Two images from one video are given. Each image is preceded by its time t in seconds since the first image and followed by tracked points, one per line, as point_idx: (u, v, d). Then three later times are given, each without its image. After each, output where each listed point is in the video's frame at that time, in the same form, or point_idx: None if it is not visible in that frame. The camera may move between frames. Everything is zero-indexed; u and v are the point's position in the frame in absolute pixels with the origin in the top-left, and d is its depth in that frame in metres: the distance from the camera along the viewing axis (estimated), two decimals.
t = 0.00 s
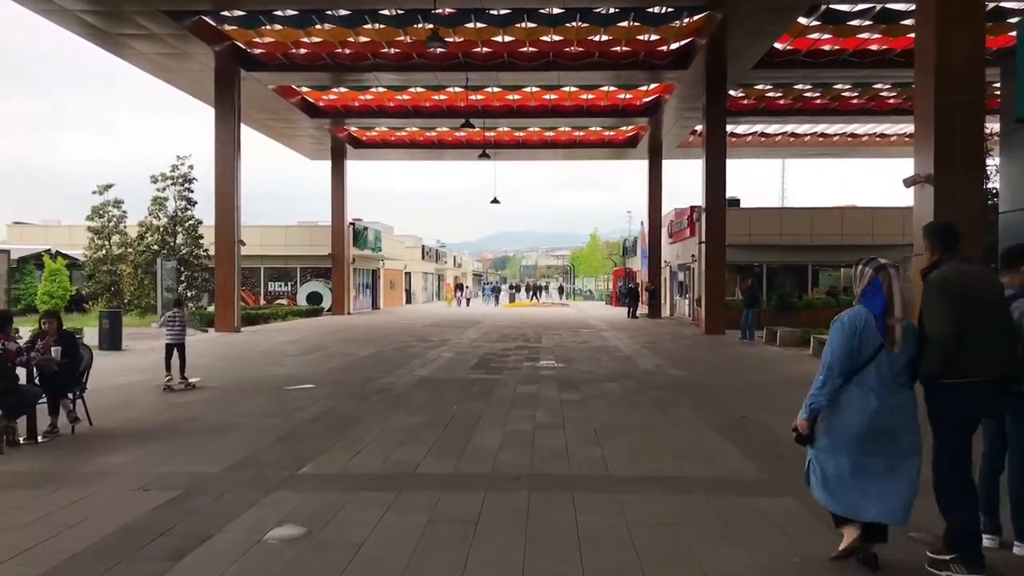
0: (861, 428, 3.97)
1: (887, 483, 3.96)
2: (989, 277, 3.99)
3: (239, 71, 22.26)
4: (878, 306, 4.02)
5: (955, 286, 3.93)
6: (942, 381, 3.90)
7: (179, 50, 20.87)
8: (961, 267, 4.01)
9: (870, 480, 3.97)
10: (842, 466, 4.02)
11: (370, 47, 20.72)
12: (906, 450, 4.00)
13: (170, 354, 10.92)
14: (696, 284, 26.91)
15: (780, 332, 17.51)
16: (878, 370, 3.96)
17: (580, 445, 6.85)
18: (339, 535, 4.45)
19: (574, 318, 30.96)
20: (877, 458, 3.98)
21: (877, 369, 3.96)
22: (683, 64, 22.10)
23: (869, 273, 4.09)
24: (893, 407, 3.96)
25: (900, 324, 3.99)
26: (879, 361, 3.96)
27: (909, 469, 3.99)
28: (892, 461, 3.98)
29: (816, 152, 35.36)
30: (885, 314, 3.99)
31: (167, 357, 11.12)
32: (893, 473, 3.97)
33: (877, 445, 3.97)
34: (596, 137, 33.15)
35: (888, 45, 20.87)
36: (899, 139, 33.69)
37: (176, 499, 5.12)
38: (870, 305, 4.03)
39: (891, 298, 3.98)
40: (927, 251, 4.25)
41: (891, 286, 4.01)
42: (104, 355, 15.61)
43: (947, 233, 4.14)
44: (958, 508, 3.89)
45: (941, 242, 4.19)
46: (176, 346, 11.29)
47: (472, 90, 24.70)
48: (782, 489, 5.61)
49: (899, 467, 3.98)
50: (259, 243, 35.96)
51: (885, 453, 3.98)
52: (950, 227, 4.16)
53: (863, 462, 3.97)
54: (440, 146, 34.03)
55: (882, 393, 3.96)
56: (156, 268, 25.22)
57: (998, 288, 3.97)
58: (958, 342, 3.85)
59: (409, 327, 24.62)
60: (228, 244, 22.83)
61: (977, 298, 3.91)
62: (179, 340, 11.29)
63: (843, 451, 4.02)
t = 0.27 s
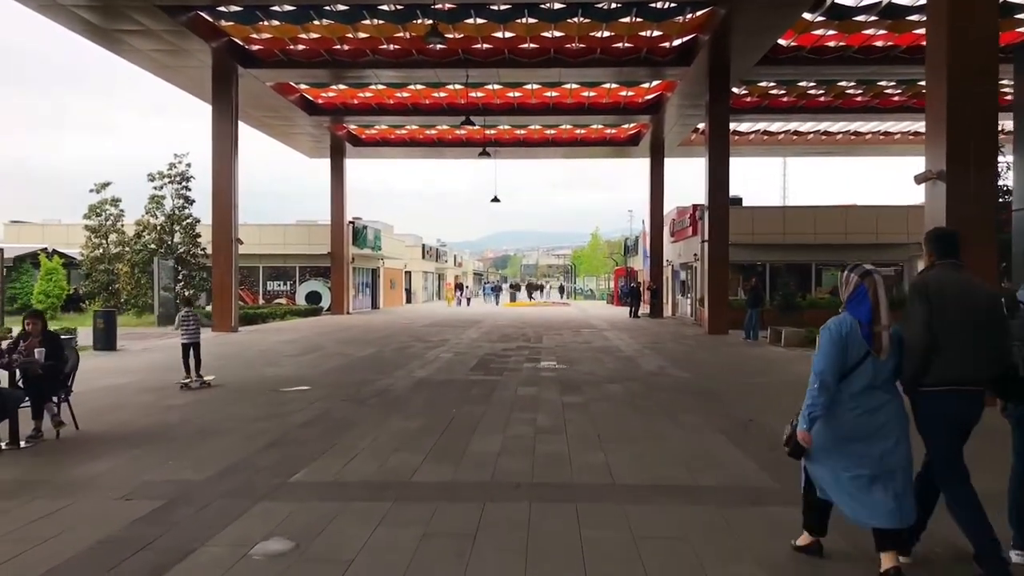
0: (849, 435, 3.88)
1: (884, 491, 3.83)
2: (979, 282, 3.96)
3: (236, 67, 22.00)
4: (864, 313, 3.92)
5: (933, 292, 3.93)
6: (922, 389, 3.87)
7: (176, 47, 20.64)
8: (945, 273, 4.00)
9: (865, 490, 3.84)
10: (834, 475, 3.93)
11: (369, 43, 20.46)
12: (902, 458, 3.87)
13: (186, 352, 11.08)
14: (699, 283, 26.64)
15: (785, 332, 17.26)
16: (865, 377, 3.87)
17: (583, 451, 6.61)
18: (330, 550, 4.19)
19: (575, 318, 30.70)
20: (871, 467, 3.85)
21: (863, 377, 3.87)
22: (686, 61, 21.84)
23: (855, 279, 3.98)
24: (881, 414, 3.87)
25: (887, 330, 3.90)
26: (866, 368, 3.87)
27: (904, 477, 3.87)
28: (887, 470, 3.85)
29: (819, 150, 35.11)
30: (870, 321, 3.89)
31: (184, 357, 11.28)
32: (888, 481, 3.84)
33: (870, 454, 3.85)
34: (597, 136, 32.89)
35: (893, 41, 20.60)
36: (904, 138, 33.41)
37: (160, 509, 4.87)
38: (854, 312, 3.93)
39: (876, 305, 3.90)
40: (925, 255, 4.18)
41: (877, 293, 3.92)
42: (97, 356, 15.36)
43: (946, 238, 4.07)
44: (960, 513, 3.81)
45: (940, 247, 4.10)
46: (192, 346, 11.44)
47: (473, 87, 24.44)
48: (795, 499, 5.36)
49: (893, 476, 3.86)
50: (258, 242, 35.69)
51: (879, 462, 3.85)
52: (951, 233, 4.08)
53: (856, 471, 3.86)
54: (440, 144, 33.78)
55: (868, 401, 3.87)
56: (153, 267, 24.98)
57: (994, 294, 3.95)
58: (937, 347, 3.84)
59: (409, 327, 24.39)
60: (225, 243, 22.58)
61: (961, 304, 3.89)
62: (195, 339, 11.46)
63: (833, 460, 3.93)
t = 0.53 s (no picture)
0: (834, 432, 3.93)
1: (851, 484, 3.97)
2: (969, 281, 4.03)
3: (234, 66, 21.79)
4: (845, 310, 3.98)
5: (916, 289, 4.06)
6: (904, 383, 4.00)
7: (173, 46, 20.46)
8: (933, 270, 4.10)
9: (834, 484, 3.95)
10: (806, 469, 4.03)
11: (367, 41, 20.25)
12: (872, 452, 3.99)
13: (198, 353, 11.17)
14: (701, 284, 26.39)
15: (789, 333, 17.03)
16: (842, 374, 3.95)
17: (585, 458, 6.39)
18: (319, 567, 3.98)
19: (575, 319, 30.44)
20: (841, 462, 3.95)
21: (841, 373, 3.94)
22: (688, 60, 21.62)
23: (839, 275, 4.05)
24: (857, 410, 3.95)
25: (866, 328, 3.95)
26: (843, 365, 3.94)
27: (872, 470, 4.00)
28: (857, 465, 3.96)
29: (821, 150, 34.88)
30: (850, 318, 3.95)
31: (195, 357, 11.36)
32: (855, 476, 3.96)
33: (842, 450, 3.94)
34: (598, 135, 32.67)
35: (898, 39, 20.37)
36: (907, 137, 33.16)
37: (142, 520, 4.66)
38: (836, 309, 4.00)
39: (857, 302, 3.94)
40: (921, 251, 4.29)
41: (859, 290, 3.96)
42: (92, 358, 15.14)
43: (943, 234, 4.17)
44: (921, 504, 4.04)
45: (938, 243, 4.20)
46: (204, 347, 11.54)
47: (472, 86, 24.23)
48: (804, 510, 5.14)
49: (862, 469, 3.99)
50: (257, 242, 35.47)
51: (850, 457, 3.95)
52: (950, 229, 4.18)
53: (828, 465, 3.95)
54: (440, 144, 33.55)
55: (844, 397, 3.95)
56: (150, 268, 24.79)
57: (985, 293, 4.02)
58: (915, 344, 3.96)
59: (408, 328, 24.17)
60: (222, 243, 22.37)
61: (946, 302, 3.99)
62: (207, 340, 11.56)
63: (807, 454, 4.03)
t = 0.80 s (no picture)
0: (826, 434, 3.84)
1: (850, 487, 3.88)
2: (963, 280, 4.02)
3: (231, 63, 21.56)
4: (834, 310, 3.89)
5: (906, 289, 4.08)
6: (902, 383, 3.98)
7: (168, 43, 20.23)
8: (924, 269, 4.12)
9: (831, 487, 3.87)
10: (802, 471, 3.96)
11: (365, 38, 20.03)
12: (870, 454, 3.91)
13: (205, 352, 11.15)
14: (703, 282, 26.14)
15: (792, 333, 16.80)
16: (833, 375, 3.88)
17: (584, 463, 6.15)
18: None
19: (576, 319, 30.18)
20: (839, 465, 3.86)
21: (832, 375, 3.87)
22: (689, 57, 21.38)
23: (832, 277, 3.93)
24: (852, 412, 3.86)
25: (856, 330, 3.85)
26: (833, 367, 3.87)
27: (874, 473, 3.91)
28: (855, 467, 3.87)
29: (823, 148, 34.64)
30: (839, 319, 3.85)
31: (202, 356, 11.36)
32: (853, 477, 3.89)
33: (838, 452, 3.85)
34: (599, 134, 32.43)
35: (902, 35, 20.12)
36: (910, 135, 32.89)
37: (117, 531, 4.43)
38: (827, 309, 3.91)
39: (846, 303, 3.84)
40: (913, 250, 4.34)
41: (850, 291, 3.84)
42: (84, 359, 14.90)
43: (935, 232, 4.21)
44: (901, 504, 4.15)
45: (928, 240, 4.26)
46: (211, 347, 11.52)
47: (472, 84, 24.00)
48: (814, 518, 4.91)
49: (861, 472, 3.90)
50: (255, 242, 35.22)
51: (847, 459, 3.87)
52: (943, 227, 4.24)
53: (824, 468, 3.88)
54: (439, 143, 33.31)
55: (837, 399, 3.86)
56: (147, 267, 24.58)
57: (982, 289, 4.00)
58: (906, 345, 3.93)
59: (407, 328, 23.93)
60: (219, 243, 22.14)
61: (938, 301, 3.99)
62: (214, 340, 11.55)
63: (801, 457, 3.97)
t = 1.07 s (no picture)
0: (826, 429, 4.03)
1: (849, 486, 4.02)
2: (957, 285, 4.01)
3: (231, 62, 21.38)
4: (841, 311, 4.05)
5: (901, 296, 4.04)
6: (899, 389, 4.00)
7: (167, 41, 20.03)
8: (917, 275, 4.10)
9: (828, 483, 4.04)
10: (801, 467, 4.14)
11: (366, 36, 19.81)
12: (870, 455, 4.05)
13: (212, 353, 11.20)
14: (707, 283, 25.88)
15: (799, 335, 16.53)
16: (837, 374, 4.05)
17: (585, 473, 5.92)
18: None
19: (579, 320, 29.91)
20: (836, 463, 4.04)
21: (835, 375, 4.05)
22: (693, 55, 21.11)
23: (837, 277, 4.14)
24: (853, 412, 4.03)
25: (863, 329, 4.02)
26: (838, 366, 4.05)
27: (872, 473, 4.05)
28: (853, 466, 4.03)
29: (828, 148, 34.31)
30: (846, 319, 4.01)
31: (209, 356, 11.41)
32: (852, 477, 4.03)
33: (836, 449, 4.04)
34: (602, 133, 32.17)
35: (909, 33, 19.82)
36: (916, 134, 32.57)
37: (94, 547, 4.20)
38: (833, 309, 4.08)
39: (853, 304, 3.99)
40: (901, 256, 4.32)
41: (856, 291, 4.02)
42: (79, 361, 14.69)
43: (921, 238, 4.21)
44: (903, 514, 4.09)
45: (914, 245, 4.25)
46: (218, 348, 11.57)
47: (473, 82, 23.77)
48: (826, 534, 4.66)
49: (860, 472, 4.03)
50: (257, 242, 35.01)
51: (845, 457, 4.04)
52: (930, 232, 4.23)
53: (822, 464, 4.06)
54: (442, 142, 33.07)
55: (839, 398, 4.04)
56: (146, 268, 24.42)
57: (977, 293, 4.02)
58: (908, 349, 3.96)
59: (408, 330, 23.70)
60: (218, 243, 21.95)
61: (932, 306, 3.98)
62: (222, 341, 11.59)
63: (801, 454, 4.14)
